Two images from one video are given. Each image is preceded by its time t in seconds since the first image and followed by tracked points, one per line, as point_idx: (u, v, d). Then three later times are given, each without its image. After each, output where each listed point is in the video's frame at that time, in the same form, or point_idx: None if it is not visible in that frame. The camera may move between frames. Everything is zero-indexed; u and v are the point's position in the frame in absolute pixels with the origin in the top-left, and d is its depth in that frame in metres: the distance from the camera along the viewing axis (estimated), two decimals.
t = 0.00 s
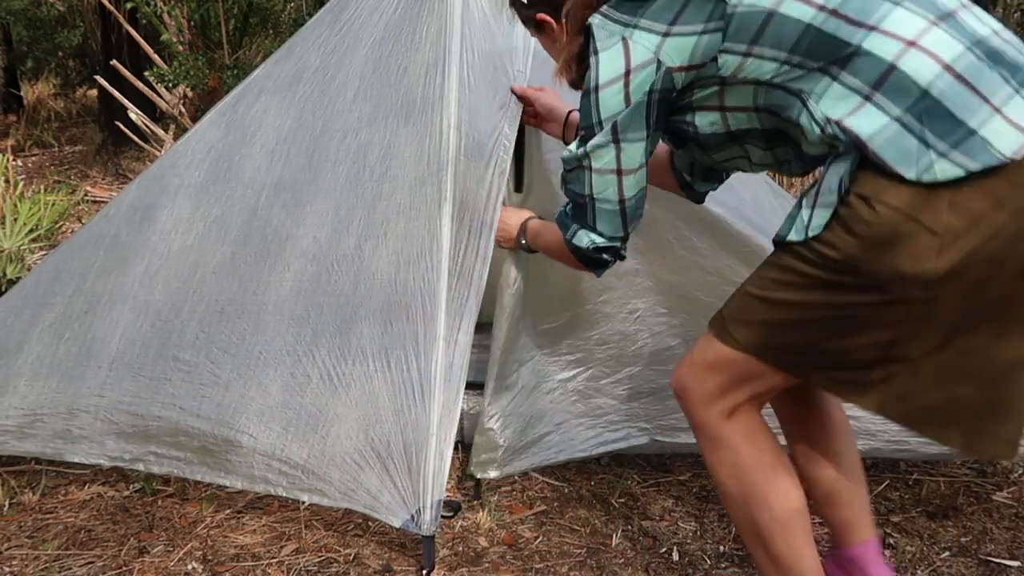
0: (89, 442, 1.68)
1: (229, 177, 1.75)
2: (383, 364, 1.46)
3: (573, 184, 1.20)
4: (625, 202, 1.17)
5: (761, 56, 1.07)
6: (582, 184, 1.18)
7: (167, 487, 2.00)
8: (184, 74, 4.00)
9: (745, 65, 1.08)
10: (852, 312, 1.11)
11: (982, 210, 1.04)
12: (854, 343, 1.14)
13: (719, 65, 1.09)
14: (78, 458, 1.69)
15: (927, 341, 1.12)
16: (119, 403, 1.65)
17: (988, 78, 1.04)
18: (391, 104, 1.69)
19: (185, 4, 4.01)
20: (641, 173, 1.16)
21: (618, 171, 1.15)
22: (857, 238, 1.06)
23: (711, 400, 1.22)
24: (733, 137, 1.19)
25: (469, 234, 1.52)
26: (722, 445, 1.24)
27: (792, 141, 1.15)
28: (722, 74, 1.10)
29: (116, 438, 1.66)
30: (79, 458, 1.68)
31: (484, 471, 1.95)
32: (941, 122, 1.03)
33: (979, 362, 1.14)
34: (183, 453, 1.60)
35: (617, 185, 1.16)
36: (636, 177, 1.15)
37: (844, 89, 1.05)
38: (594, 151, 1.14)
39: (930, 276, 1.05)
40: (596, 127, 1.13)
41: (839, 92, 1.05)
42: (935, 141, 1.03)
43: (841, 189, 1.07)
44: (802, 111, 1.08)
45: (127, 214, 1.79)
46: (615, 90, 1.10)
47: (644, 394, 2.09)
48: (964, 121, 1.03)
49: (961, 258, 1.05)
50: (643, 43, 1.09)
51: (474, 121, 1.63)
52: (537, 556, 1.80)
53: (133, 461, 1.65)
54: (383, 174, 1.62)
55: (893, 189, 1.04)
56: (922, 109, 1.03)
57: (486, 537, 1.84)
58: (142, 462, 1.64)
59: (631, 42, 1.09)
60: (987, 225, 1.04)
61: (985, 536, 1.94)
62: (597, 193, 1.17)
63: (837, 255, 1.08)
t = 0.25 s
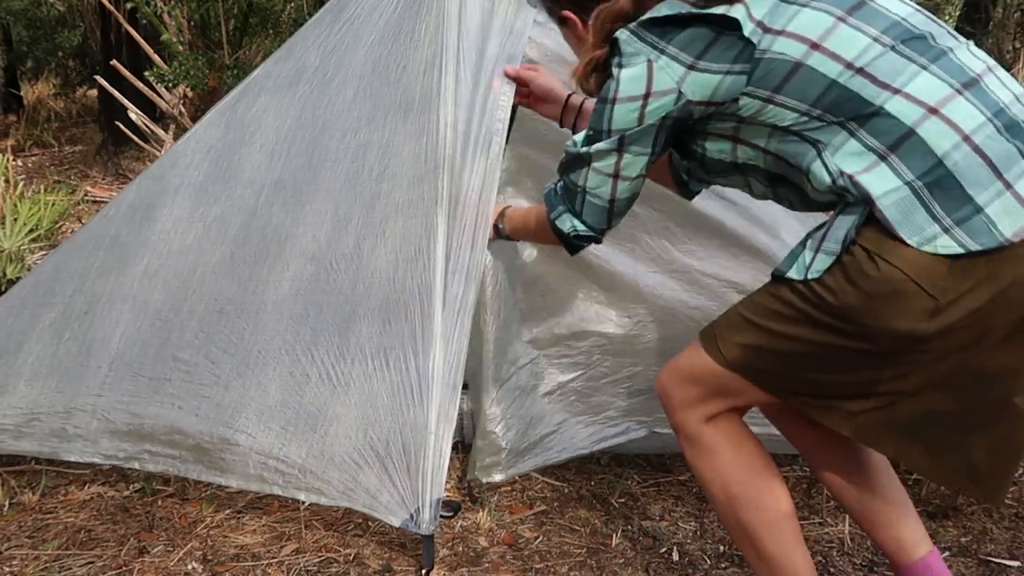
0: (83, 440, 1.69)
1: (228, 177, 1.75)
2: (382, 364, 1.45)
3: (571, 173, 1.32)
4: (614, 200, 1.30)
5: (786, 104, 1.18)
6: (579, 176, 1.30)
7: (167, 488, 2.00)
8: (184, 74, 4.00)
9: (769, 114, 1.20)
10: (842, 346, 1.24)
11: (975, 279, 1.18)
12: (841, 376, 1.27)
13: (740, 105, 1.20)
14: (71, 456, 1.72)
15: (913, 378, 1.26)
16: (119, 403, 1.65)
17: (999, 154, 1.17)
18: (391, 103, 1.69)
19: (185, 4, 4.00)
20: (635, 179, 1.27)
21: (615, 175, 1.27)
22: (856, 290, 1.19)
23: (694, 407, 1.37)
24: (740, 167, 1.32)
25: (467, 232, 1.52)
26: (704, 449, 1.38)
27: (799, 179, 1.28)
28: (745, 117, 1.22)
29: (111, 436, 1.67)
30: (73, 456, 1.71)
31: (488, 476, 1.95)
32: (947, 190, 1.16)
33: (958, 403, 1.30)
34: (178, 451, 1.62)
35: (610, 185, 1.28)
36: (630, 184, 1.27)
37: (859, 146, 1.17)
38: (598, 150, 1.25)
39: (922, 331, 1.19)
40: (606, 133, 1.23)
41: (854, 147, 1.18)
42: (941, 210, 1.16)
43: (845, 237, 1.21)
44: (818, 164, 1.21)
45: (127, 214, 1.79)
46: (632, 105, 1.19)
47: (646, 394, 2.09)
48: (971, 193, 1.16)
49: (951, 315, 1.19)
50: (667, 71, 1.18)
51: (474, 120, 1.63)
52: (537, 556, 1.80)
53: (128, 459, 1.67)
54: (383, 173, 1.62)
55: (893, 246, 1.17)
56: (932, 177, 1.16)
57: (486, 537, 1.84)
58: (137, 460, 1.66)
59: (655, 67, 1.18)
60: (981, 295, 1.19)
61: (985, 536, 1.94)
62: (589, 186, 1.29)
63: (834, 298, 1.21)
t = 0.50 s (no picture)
0: (89, 441, 1.68)
1: (228, 176, 1.75)
2: (382, 364, 1.45)
3: (606, 164, 1.25)
4: (649, 195, 1.23)
5: (836, 109, 1.12)
6: (614, 166, 1.24)
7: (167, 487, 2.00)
8: (184, 75, 4.00)
9: (815, 115, 1.13)
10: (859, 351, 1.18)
11: (999, 299, 1.12)
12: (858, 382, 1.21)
13: (787, 106, 1.13)
14: (78, 457, 1.70)
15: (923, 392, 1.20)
16: (118, 403, 1.65)
17: None
18: (391, 103, 1.69)
19: (185, 4, 4.00)
20: (673, 174, 1.21)
21: (654, 167, 1.20)
22: (881, 298, 1.13)
23: (706, 392, 1.31)
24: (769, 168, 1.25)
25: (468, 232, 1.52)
26: (714, 438, 1.32)
27: (834, 186, 1.21)
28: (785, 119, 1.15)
29: (116, 436, 1.66)
30: (81, 455, 1.69)
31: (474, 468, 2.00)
32: (988, 212, 1.10)
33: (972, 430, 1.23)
34: (181, 452, 1.60)
35: (647, 179, 1.21)
36: (667, 178, 1.21)
37: (905, 156, 1.11)
38: (641, 140, 1.19)
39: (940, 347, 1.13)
40: (652, 122, 1.17)
41: (900, 157, 1.12)
42: (979, 231, 1.10)
43: (874, 246, 1.14)
44: (859, 173, 1.15)
45: (127, 214, 1.79)
46: (682, 96, 1.14)
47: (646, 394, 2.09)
48: (1013, 218, 1.10)
49: (971, 337, 1.14)
50: (719, 64, 1.12)
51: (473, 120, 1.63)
52: (537, 556, 1.80)
53: (134, 459, 1.65)
54: (383, 173, 1.62)
55: (924, 260, 1.11)
56: (975, 197, 1.10)
57: (486, 537, 1.84)
58: (143, 460, 1.65)
59: (709, 59, 1.12)
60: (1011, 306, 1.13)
61: (984, 536, 1.94)
62: (625, 178, 1.22)
63: (857, 305, 1.14)
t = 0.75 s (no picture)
0: (92, 442, 1.68)
1: (228, 176, 1.75)
2: (382, 364, 1.45)
3: (623, 179, 1.20)
4: (670, 211, 1.18)
5: (857, 108, 1.12)
6: (633, 181, 1.19)
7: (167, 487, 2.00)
8: (184, 75, 4.00)
9: (837, 108, 1.12)
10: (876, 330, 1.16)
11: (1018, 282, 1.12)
12: (872, 358, 1.19)
13: (811, 103, 1.12)
14: (82, 458, 1.70)
15: (938, 371, 1.18)
16: (119, 403, 1.65)
17: None
18: (391, 103, 1.69)
19: (185, 4, 4.01)
20: (695, 186, 1.17)
21: (675, 179, 1.16)
22: (911, 277, 1.11)
23: (699, 357, 1.27)
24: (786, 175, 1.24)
25: (468, 231, 1.52)
26: (694, 403, 1.28)
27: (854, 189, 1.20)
28: (807, 115, 1.14)
29: (119, 438, 1.66)
30: (83, 458, 1.69)
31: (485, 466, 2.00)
32: (1012, 198, 1.10)
33: (988, 411, 1.21)
34: (183, 453, 1.61)
35: (670, 193, 1.17)
36: (689, 190, 1.17)
37: (928, 148, 1.11)
38: (662, 151, 1.15)
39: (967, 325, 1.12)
40: (673, 130, 1.14)
41: (921, 148, 1.11)
42: (1005, 215, 1.10)
43: (898, 236, 1.13)
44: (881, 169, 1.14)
45: (127, 214, 1.79)
46: (705, 99, 1.11)
47: (643, 393, 2.11)
48: None
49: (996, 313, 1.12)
50: (743, 65, 1.10)
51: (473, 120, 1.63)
52: (537, 556, 1.80)
53: (135, 461, 1.65)
54: (383, 173, 1.62)
55: (952, 242, 1.10)
56: (997, 184, 1.10)
57: (486, 537, 1.84)
58: (144, 462, 1.65)
59: (730, 62, 1.10)
60: None
61: (984, 536, 1.94)
62: (645, 193, 1.17)
63: (885, 289, 1.12)
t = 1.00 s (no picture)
0: (89, 441, 1.68)
1: (228, 176, 1.75)
2: (382, 364, 1.45)
3: (603, 259, 1.19)
4: (649, 291, 1.16)
5: (829, 202, 1.12)
6: (613, 260, 1.18)
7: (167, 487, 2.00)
8: (184, 75, 4.01)
9: (809, 204, 1.13)
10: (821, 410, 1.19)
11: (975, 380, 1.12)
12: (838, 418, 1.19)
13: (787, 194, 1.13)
14: (78, 457, 1.70)
15: (882, 455, 1.20)
16: (119, 403, 1.65)
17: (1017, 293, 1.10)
18: (391, 103, 1.69)
19: (186, 4, 4.01)
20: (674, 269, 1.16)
21: (657, 259, 1.15)
22: (860, 374, 1.13)
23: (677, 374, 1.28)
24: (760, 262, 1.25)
25: (468, 232, 1.51)
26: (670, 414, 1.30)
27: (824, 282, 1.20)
28: (777, 208, 1.15)
29: (117, 437, 1.66)
30: (79, 457, 1.69)
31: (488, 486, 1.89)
32: (970, 316, 1.09)
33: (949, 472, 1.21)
34: (181, 452, 1.61)
35: (650, 274, 1.15)
36: (670, 272, 1.16)
37: (899, 252, 1.11)
38: (643, 232, 1.15)
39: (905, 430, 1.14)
40: (656, 212, 1.14)
41: (890, 254, 1.11)
42: (962, 332, 1.10)
43: (859, 331, 1.13)
44: (848, 267, 1.14)
45: (127, 214, 1.79)
46: (688, 183, 1.12)
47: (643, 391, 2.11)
48: (995, 324, 1.09)
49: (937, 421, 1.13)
50: (726, 153, 1.12)
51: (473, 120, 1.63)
52: (537, 556, 1.80)
53: (133, 460, 1.66)
54: (383, 173, 1.62)
55: (907, 347, 1.10)
56: (958, 300, 1.09)
57: (486, 537, 1.84)
58: (141, 462, 1.65)
59: (715, 148, 1.12)
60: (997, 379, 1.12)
61: (984, 536, 1.94)
62: (625, 274, 1.16)
63: (834, 376, 1.15)
